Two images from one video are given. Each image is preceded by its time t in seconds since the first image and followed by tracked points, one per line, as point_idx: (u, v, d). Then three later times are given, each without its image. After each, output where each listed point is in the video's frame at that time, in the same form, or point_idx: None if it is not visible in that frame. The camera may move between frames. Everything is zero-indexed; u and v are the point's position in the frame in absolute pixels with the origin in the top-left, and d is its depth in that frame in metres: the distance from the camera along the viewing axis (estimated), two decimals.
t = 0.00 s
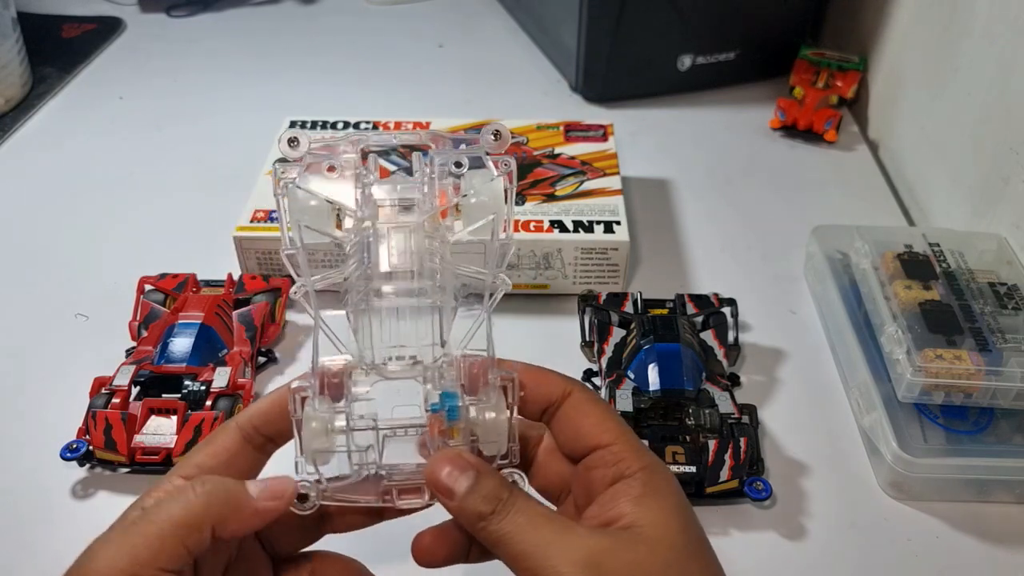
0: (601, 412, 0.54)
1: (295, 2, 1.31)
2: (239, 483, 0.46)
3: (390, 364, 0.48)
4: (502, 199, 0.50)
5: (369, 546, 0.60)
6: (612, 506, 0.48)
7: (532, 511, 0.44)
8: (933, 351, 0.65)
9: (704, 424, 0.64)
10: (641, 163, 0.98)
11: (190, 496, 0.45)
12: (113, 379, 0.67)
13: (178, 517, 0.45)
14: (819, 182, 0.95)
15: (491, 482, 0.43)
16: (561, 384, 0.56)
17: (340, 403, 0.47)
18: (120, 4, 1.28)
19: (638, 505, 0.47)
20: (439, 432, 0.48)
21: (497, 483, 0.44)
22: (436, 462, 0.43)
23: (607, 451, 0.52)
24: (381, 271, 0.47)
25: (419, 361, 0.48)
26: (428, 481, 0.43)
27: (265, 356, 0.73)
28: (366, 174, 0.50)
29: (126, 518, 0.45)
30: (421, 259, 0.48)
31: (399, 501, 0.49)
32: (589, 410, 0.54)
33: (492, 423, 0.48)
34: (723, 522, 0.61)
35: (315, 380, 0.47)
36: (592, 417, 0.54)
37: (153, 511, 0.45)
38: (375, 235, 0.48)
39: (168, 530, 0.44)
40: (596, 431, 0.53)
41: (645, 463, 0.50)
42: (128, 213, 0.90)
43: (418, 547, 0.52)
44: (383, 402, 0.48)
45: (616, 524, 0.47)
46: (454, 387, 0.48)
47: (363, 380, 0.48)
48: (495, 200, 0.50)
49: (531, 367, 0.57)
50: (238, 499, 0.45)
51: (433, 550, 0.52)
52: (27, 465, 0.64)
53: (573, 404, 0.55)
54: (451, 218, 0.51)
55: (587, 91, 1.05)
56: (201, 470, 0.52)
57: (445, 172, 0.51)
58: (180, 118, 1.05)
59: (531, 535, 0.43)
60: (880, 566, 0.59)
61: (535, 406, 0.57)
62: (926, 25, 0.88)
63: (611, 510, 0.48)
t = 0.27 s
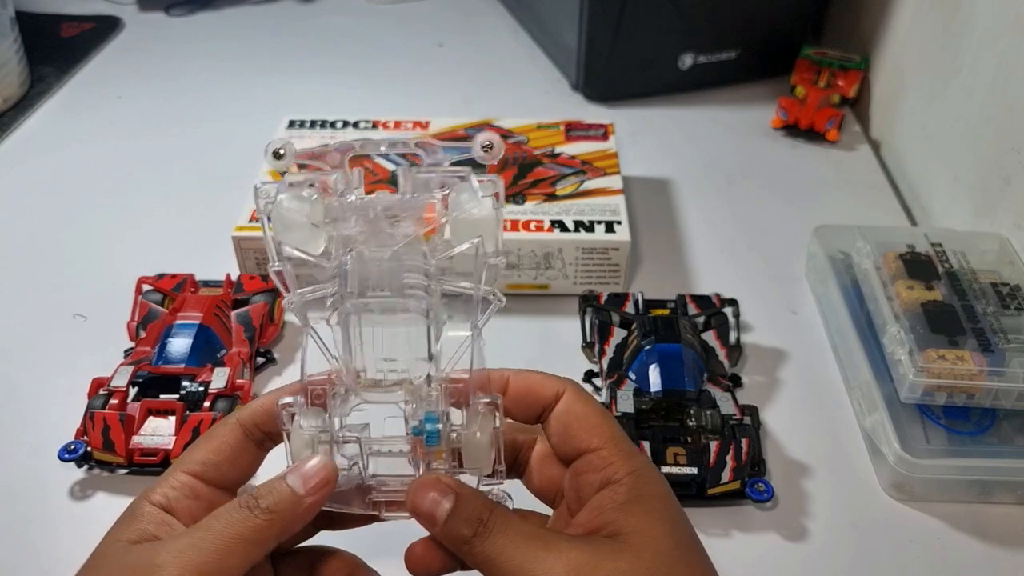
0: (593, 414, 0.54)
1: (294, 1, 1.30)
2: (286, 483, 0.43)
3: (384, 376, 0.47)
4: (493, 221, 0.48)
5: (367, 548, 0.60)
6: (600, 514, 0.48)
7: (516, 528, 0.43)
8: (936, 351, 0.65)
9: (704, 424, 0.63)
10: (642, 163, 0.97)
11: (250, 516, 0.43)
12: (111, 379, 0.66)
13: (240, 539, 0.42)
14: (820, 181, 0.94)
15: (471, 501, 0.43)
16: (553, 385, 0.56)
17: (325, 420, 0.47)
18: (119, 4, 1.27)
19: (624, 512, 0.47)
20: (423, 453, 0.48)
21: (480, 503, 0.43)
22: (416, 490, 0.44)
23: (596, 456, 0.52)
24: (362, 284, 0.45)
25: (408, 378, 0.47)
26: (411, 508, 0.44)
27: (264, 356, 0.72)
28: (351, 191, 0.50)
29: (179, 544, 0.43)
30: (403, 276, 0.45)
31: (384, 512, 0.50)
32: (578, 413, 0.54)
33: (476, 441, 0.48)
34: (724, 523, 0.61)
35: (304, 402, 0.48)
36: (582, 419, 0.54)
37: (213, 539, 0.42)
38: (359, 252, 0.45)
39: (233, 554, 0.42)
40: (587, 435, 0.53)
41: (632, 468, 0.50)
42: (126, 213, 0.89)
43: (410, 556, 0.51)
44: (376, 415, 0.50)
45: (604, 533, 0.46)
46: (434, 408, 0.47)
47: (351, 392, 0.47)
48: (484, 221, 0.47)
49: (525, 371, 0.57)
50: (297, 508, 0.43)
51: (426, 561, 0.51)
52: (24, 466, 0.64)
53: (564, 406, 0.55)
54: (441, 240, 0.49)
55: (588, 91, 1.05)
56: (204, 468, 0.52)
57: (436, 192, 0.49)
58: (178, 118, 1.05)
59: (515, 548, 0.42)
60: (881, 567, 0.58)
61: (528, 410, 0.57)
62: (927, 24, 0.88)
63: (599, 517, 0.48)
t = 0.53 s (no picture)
0: (557, 429, 0.54)
1: (294, 1, 1.30)
2: (295, 491, 0.44)
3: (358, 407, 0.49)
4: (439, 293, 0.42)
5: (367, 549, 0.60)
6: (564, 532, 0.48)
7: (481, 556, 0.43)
8: (935, 351, 0.65)
9: (704, 424, 0.63)
10: (642, 163, 0.97)
11: (261, 521, 0.43)
12: (111, 379, 0.66)
13: (251, 545, 0.42)
14: (820, 181, 0.94)
15: (434, 534, 0.44)
16: (517, 401, 0.56)
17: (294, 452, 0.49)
18: (119, 3, 1.27)
19: (587, 530, 0.47)
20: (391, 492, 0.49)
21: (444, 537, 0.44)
22: (384, 528, 0.44)
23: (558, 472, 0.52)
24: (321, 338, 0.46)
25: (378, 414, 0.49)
26: (377, 548, 0.44)
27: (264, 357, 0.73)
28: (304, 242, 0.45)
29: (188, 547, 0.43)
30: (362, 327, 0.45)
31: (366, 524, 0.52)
32: (541, 429, 0.54)
33: (439, 490, 0.49)
34: (724, 524, 0.61)
35: (279, 430, 0.49)
36: (545, 434, 0.54)
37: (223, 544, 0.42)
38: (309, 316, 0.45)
39: (242, 560, 0.42)
40: (548, 449, 0.53)
41: (593, 482, 0.50)
42: (126, 214, 0.89)
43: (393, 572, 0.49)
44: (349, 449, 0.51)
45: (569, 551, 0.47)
46: (398, 457, 0.48)
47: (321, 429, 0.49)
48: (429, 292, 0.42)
49: (488, 392, 0.57)
50: (307, 516, 0.43)
51: None
52: (24, 466, 0.64)
53: (530, 421, 0.55)
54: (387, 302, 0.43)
55: (588, 91, 1.05)
56: (204, 466, 0.52)
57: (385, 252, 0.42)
58: (178, 118, 1.05)
59: None
60: (880, 568, 0.58)
61: (493, 427, 0.57)
62: (927, 24, 0.88)
63: (563, 534, 0.48)
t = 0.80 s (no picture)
0: (572, 426, 0.54)
1: (294, 1, 1.30)
2: (299, 492, 0.43)
3: (370, 391, 0.48)
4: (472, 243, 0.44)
5: (367, 549, 0.60)
6: (586, 524, 0.48)
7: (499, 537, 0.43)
8: (936, 351, 0.65)
9: (704, 424, 0.63)
10: (642, 163, 0.97)
11: (263, 529, 0.43)
12: (112, 379, 0.66)
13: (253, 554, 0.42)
14: (820, 182, 0.94)
15: (458, 510, 0.44)
16: (534, 399, 0.56)
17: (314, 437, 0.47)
18: (119, 4, 1.27)
19: (611, 521, 0.47)
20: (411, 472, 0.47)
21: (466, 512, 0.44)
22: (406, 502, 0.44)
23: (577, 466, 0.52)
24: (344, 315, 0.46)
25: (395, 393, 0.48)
26: (399, 523, 0.44)
27: (264, 356, 0.73)
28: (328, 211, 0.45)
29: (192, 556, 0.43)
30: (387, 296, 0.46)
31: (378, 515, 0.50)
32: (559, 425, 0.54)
33: (464, 463, 0.47)
34: (724, 524, 0.61)
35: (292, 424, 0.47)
36: (562, 430, 0.54)
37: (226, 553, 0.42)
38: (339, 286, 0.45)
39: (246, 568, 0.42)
40: (566, 445, 0.53)
41: (614, 475, 0.50)
42: (126, 214, 0.89)
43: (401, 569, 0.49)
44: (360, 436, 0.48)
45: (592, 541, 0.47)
46: (422, 428, 0.46)
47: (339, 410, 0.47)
48: (468, 243, 0.44)
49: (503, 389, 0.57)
50: (311, 518, 0.43)
51: None
52: (24, 466, 0.64)
53: (547, 418, 0.55)
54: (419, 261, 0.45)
55: (588, 91, 1.05)
56: (206, 468, 0.52)
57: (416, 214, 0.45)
58: (178, 118, 1.05)
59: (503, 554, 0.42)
60: (881, 568, 0.58)
61: (508, 425, 0.57)
62: (927, 24, 0.88)
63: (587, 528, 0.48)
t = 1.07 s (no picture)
0: (581, 424, 0.55)
1: (294, 1, 1.30)
2: (300, 498, 0.42)
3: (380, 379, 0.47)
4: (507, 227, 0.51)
5: (367, 548, 0.60)
6: (599, 515, 0.48)
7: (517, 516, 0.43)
8: (936, 351, 0.65)
9: (704, 424, 0.63)
10: (642, 163, 0.97)
11: (264, 539, 0.42)
12: (112, 379, 0.66)
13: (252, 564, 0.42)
14: (820, 182, 0.94)
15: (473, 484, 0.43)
16: (542, 396, 0.56)
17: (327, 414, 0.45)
18: (119, 3, 1.27)
19: (625, 513, 0.47)
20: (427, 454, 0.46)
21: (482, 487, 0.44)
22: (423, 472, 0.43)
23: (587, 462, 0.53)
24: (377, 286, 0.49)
25: (409, 379, 0.46)
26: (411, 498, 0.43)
27: (264, 357, 0.73)
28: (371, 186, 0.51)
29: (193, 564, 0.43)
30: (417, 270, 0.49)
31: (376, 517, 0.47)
32: (568, 422, 0.55)
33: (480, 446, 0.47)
34: (725, 524, 0.61)
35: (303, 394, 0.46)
36: (571, 429, 0.54)
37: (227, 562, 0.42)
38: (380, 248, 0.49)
39: None
40: (575, 441, 0.54)
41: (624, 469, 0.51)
42: (127, 214, 0.89)
43: (404, 558, 0.52)
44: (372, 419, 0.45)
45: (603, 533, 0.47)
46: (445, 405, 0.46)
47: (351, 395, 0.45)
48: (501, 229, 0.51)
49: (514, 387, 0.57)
50: (312, 526, 0.42)
51: (419, 566, 0.51)
52: (24, 466, 0.64)
53: (556, 415, 0.56)
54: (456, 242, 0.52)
55: (588, 91, 1.05)
56: (211, 471, 0.52)
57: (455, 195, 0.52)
58: (178, 118, 1.05)
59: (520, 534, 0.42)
60: (881, 568, 0.58)
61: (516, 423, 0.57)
62: (927, 25, 0.88)
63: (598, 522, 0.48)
